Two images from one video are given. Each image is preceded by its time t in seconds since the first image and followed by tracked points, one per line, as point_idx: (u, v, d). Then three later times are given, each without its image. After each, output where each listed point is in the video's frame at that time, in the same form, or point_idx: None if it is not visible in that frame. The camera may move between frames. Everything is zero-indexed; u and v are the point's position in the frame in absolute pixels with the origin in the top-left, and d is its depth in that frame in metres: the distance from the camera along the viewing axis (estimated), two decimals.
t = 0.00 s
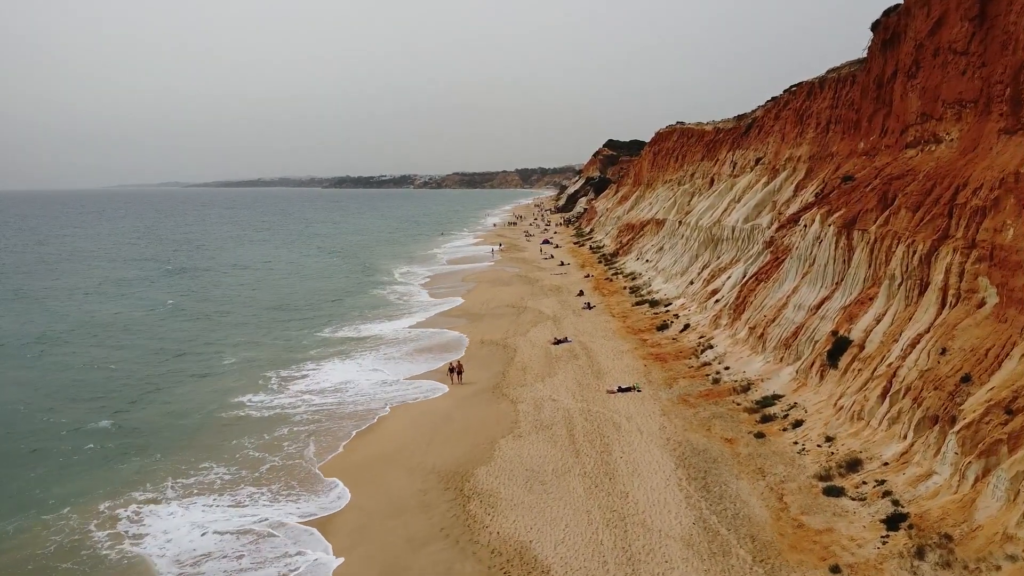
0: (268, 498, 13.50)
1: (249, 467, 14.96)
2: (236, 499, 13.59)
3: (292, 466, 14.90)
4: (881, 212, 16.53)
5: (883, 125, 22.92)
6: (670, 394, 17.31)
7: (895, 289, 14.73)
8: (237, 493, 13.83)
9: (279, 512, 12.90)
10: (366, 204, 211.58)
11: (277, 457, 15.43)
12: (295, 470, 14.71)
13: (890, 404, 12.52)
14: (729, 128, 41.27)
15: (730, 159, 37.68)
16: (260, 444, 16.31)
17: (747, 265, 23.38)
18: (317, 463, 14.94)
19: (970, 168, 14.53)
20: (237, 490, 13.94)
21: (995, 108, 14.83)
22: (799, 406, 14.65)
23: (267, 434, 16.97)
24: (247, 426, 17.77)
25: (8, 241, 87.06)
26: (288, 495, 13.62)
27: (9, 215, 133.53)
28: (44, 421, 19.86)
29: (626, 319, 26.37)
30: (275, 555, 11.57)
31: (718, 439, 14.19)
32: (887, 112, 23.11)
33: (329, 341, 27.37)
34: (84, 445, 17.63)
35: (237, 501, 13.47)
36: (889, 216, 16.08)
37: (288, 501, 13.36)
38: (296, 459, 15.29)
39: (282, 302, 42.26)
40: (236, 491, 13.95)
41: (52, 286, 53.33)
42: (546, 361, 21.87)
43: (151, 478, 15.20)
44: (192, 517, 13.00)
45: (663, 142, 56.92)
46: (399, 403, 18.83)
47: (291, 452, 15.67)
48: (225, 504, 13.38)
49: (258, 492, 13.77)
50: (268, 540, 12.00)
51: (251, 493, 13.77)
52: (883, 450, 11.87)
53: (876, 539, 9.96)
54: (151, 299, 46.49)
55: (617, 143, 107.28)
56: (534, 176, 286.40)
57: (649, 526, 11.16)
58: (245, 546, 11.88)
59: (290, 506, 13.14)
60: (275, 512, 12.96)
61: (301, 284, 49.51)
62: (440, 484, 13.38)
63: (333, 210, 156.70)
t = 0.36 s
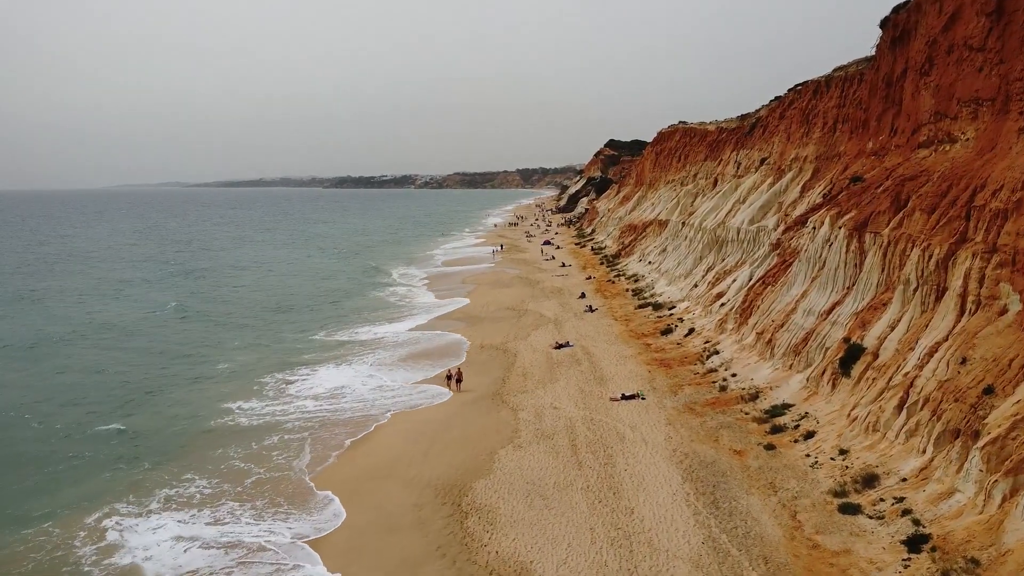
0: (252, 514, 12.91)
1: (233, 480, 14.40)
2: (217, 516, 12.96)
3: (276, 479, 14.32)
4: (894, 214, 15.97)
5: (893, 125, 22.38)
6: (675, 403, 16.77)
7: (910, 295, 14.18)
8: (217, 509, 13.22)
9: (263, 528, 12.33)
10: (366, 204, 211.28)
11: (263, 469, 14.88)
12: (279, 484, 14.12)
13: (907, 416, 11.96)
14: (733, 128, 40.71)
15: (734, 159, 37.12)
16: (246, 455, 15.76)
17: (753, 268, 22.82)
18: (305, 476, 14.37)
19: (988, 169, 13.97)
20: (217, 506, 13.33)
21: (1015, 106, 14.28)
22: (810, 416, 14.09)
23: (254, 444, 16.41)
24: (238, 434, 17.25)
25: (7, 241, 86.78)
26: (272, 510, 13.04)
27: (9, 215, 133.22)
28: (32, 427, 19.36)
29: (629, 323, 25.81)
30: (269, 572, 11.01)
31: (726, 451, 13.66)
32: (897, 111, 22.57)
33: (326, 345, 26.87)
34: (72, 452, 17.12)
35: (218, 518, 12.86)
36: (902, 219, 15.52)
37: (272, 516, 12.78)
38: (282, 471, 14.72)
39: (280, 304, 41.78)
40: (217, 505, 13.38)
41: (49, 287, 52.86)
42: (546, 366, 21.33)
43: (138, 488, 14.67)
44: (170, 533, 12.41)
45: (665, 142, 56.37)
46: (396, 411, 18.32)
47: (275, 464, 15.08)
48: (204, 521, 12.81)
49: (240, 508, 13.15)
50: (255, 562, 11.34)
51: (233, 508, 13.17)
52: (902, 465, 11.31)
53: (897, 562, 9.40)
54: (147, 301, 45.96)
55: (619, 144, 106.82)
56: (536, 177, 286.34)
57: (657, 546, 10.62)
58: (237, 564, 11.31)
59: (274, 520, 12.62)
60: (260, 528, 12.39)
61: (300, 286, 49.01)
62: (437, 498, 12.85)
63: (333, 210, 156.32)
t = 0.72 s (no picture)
0: (233, 528, 12.37)
1: (212, 494, 13.82)
2: (193, 533, 12.36)
3: (258, 492, 13.77)
4: (908, 216, 15.41)
5: (904, 124, 21.80)
6: (680, 410, 16.23)
7: (926, 300, 13.60)
8: (192, 526, 12.62)
9: (243, 546, 11.78)
10: (367, 204, 210.68)
11: (245, 481, 14.33)
12: (259, 496, 13.57)
13: (925, 428, 11.38)
14: (737, 127, 40.10)
15: (738, 159, 36.54)
16: (229, 465, 15.24)
17: (760, 271, 22.24)
18: (290, 489, 13.81)
19: (1008, 168, 13.40)
20: (191, 522, 12.73)
21: None
22: (823, 427, 13.51)
23: (237, 454, 15.91)
24: (228, 443, 16.69)
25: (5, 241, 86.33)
26: (255, 525, 12.50)
27: (8, 215, 132.65)
28: (17, 432, 18.83)
29: (632, 326, 25.23)
30: None
31: (734, 464, 13.11)
32: (908, 109, 21.97)
33: (322, 348, 26.33)
34: (55, 460, 16.58)
35: (193, 535, 12.26)
36: (917, 220, 14.96)
37: (252, 532, 12.24)
38: (265, 483, 14.17)
39: (277, 305, 41.22)
40: (193, 521, 12.79)
41: (46, 287, 52.37)
42: (547, 371, 20.74)
43: (121, 498, 14.14)
44: (147, 550, 11.82)
45: (667, 141, 55.75)
46: (391, 418, 17.74)
47: (255, 475, 14.57)
48: (179, 538, 12.22)
49: (218, 525, 12.57)
50: None
51: (210, 525, 12.58)
52: (921, 480, 10.73)
53: None
54: (144, 302, 45.42)
55: (620, 143, 106.14)
56: (537, 177, 285.61)
57: (663, 567, 10.06)
58: None
59: (255, 537, 12.09)
60: (239, 545, 11.83)
61: (298, 286, 48.47)
62: (432, 514, 12.28)
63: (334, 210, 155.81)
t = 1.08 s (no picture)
0: (206, 548, 11.77)
1: (187, 512, 13.19)
2: (163, 555, 11.70)
3: (234, 508, 13.16)
4: (925, 218, 14.81)
5: (916, 122, 21.18)
6: (687, 420, 15.61)
7: (946, 307, 12.98)
8: (162, 547, 11.97)
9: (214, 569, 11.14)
10: (368, 204, 210.51)
11: (222, 496, 13.70)
12: (235, 513, 12.97)
13: (949, 444, 10.72)
14: (741, 127, 39.45)
15: (743, 159, 35.90)
16: (207, 478, 14.65)
17: (767, 274, 21.64)
18: (271, 505, 13.19)
19: None
20: (161, 543, 12.09)
21: None
22: (838, 440, 12.89)
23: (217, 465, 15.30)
24: (215, 453, 16.10)
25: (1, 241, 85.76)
26: (229, 546, 11.85)
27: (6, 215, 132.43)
28: None
29: (635, 331, 24.62)
30: None
31: (745, 479, 12.51)
32: (920, 108, 21.37)
33: (317, 352, 25.70)
34: (35, 470, 15.97)
35: (162, 557, 11.61)
36: (934, 223, 14.36)
37: (224, 553, 11.60)
38: (243, 499, 13.55)
39: (273, 307, 40.57)
40: (162, 542, 12.16)
41: (42, 288, 51.95)
42: (548, 378, 20.12)
43: (100, 511, 13.54)
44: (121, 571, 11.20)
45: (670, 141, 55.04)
46: (387, 428, 17.13)
47: (232, 490, 13.98)
48: (148, 559, 11.58)
49: (188, 546, 11.92)
50: None
51: (180, 546, 11.93)
52: (945, 500, 10.07)
53: None
54: (140, 303, 44.97)
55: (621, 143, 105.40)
56: (538, 177, 285.13)
57: None
58: None
59: (228, 558, 11.44)
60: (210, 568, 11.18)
61: (297, 288, 47.95)
62: (427, 532, 11.69)
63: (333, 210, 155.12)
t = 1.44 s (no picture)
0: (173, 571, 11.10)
1: (161, 529, 12.56)
2: None
3: (207, 527, 12.52)
4: (944, 220, 14.16)
5: (930, 120, 20.52)
6: (694, 431, 14.99)
7: (967, 314, 12.31)
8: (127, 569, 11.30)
9: None
10: (369, 203, 209.90)
11: (201, 513, 13.07)
12: (207, 532, 12.32)
13: (975, 461, 9.98)
14: (745, 126, 38.79)
15: (747, 158, 35.24)
16: (186, 492, 14.06)
17: (776, 277, 20.99)
18: (251, 525, 12.50)
19: None
20: (127, 565, 11.42)
21: None
22: (855, 454, 12.24)
23: (198, 478, 14.72)
24: (201, 464, 15.49)
25: None
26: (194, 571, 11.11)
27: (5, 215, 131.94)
28: None
29: (639, 335, 23.98)
30: None
31: (757, 496, 11.89)
32: (932, 105, 20.72)
33: (313, 356, 25.09)
34: (14, 479, 15.37)
35: None
36: (954, 225, 13.72)
37: None
38: (217, 516, 12.91)
39: (269, 309, 39.95)
40: (127, 564, 11.49)
41: (38, 288, 51.51)
42: (550, 385, 19.47)
43: (77, 525, 12.94)
44: None
45: (672, 140, 54.38)
46: (380, 438, 16.50)
47: (206, 506, 13.36)
48: None
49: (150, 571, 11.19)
50: None
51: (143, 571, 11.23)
52: (973, 523, 9.32)
53: None
54: (136, 304, 44.46)
55: (623, 143, 104.80)
56: (538, 177, 285.05)
57: None
58: None
59: None
60: None
61: (295, 289, 47.40)
62: (421, 553, 11.06)
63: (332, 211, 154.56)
